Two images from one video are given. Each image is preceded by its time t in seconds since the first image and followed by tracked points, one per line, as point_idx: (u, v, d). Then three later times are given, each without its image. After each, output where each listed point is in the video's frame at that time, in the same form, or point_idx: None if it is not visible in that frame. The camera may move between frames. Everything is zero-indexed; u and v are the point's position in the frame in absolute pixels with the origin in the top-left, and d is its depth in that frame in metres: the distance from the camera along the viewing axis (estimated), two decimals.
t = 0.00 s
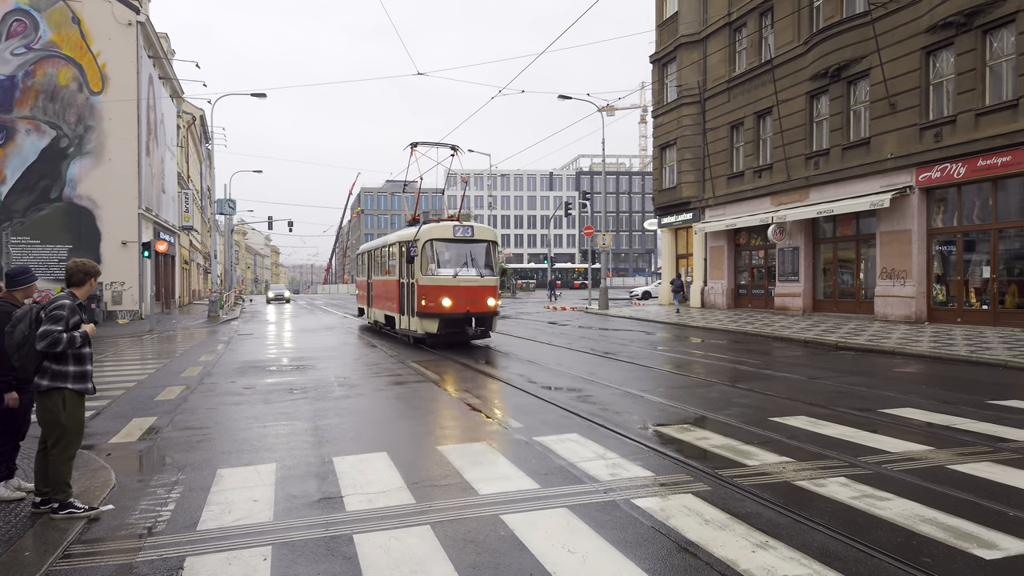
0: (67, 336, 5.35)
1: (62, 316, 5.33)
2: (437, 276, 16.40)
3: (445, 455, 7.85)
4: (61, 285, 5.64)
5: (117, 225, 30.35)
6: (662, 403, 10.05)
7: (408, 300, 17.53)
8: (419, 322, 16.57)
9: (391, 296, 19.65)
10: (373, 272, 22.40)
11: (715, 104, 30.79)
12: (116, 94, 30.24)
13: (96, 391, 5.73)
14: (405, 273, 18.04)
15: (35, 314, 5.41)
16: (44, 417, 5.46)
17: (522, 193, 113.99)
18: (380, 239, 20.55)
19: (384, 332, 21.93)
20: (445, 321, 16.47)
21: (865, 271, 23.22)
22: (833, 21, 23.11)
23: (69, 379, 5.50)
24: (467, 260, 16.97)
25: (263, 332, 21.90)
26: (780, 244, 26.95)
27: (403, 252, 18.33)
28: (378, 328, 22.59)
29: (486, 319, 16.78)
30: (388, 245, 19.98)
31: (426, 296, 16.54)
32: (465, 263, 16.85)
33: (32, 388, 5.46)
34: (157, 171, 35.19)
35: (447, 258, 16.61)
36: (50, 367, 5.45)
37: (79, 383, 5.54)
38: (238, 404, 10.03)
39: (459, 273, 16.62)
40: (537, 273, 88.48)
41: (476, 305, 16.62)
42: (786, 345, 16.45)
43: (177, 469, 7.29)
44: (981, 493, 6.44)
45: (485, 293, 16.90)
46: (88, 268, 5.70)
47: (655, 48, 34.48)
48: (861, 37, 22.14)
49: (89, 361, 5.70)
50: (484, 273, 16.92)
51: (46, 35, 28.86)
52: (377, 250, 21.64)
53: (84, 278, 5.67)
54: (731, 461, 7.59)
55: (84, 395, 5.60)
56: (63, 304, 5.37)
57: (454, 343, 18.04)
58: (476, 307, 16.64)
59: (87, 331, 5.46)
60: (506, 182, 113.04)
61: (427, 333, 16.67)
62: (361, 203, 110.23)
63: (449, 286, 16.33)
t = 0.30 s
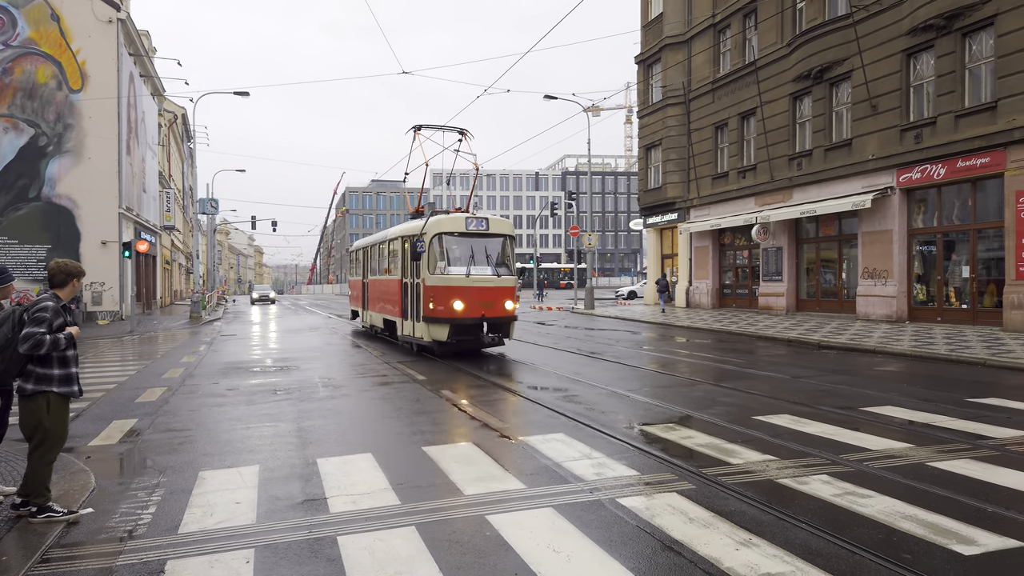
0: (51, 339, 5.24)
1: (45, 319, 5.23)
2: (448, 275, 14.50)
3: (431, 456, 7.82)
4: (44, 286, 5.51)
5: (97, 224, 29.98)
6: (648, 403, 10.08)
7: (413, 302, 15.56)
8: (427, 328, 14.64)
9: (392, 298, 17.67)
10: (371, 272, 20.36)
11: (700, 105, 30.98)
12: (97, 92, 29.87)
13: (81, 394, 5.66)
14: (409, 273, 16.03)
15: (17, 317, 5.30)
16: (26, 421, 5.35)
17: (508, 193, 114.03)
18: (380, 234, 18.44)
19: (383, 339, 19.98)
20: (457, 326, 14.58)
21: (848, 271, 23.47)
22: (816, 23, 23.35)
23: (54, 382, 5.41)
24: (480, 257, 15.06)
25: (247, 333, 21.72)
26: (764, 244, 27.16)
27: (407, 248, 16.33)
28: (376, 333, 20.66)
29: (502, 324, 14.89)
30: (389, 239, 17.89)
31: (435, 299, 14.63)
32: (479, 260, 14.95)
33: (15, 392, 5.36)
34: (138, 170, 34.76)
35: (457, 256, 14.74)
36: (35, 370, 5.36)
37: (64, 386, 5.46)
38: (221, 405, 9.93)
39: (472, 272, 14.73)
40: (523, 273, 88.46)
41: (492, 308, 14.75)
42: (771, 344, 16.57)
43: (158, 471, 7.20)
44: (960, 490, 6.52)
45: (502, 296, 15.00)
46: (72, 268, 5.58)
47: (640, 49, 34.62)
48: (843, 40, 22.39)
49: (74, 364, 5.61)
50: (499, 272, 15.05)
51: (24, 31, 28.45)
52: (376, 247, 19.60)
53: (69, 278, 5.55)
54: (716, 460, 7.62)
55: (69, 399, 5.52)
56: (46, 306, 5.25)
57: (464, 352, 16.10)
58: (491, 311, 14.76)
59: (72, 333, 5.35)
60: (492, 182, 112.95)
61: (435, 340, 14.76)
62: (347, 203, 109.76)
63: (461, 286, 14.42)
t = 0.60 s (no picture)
0: (25, 340, 5.13)
1: (19, 320, 5.14)
2: (463, 275, 12.21)
3: (410, 457, 7.79)
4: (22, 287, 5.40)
5: (71, 223, 29.55)
6: (629, 403, 10.12)
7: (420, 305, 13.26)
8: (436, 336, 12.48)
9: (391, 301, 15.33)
10: (365, 271, 17.92)
11: (680, 106, 31.20)
12: (71, 89, 29.41)
13: (59, 397, 5.55)
14: (415, 272, 13.65)
15: None
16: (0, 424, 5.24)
17: (491, 194, 113.98)
18: (377, 227, 16.16)
19: (379, 348, 17.68)
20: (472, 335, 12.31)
21: (826, 272, 23.75)
22: (795, 26, 23.60)
23: (29, 384, 5.30)
24: (499, 254, 12.79)
25: (225, 334, 21.48)
26: (744, 245, 27.40)
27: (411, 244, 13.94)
28: (372, 340, 18.31)
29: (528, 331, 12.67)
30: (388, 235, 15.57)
31: (447, 303, 12.36)
32: (497, 257, 12.68)
33: None
34: (113, 168, 34.25)
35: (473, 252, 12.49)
36: (9, 372, 5.23)
37: (40, 389, 5.35)
38: (198, 406, 9.81)
39: (491, 271, 12.44)
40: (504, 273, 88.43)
41: (514, 314, 12.51)
42: (750, 344, 16.71)
43: (134, 474, 7.10)
44: (934, 487, 6.62)
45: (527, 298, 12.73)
46: (50, 269, 5.47)
47: (621, 50, 34.76)
48: (822, 43, 22.66)
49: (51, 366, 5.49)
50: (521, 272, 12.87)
51: None
52: (372, 242, 17.17)
53: (47, 279, 5.43)
54: (695, 459, 7.67)
55: (44, 402, 5.41)
56: (21, 307, 5.16)
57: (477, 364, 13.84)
58: (513, 317, 12.51)
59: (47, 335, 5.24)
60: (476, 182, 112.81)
61: (446, 351, 12.48)
62: (328, 203, 108.99)
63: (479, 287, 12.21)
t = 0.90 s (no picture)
0: None
1: None
2: (479, 274, 10.41)
3: (378, 458, 7.71)
4: None
5: (25, 221, 28.62)
6: (598, 403, 10.16)
7: (426, 308, 11.40)
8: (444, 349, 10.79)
9: (384, 304, 13.37)
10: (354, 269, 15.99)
11: (649, 108, 31.53)
12: (26, 83, 28.48)
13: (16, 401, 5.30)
14: (417, 271, 11.76)
15: None
16: None
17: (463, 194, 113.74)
18: (370, 218, 14.15)
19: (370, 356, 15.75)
20: (489, 345, 10.50)
21: (791, 272, 24.22)
22: (761, 31, 24.00)
23: None
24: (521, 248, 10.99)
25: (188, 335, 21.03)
26: (711, 245, 27.78)
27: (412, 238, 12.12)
28: (358, 347, 16.24)
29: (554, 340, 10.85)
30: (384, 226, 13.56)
31: (459, 308, 10.58)
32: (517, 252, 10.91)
33: None
34: (71, 165, 33.27)
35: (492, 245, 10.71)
36: None
37: None
38: (159, 410, 9.58)
39: (511, 269, 10.67)
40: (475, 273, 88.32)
41: (538, 319, 10.68)
42: (718, 343, 16.93)
43: (91, 479, 6.90)
44: (893, 482, 6.78)
45: (555, 301, 10.89)
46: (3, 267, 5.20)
47: (591, 52, 34.99)
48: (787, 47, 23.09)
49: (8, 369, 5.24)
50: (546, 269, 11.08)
51: None
52: (361, 235, 15.14)
53: None
54: (662, 457, 7.74)
55: None
56: None
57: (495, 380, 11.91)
58: (538, 324, 10.69)
59: None
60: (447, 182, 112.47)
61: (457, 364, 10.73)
62: (296, 201, 107.43)
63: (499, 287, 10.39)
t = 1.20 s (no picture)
0: None
1: None
2: (500, 271, 8.41)
3: (327, 461, 7.57)
4: None
5: None
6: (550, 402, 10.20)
7: (430, 313, 9.37)
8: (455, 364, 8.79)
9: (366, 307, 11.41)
10: (327, 267, 13.95)
11: (602, 109, 31.84)
12: None
13: None
14: (415, 267, 9.75)
15: None
16: None
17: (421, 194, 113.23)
18: (351, 204, 12.16)
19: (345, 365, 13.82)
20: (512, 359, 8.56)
21: (739, 272, 24.73)
22: (710, 35, 24.48)
23: None
24: (549, 239, 9.01)
25: (127, 336, 20.32)
26: (663, 245, 28.20)
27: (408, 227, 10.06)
28: (332, 356, 14.31)
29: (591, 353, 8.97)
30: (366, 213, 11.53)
31: (474, 313, 8.60)
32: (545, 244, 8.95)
33: None
34: None
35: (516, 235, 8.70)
36: None
37: None
38: (96, 414, 9.23)
39: (540, 265, 8.67)
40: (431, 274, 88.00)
41: (571, 328, 8.78)
42: (668, 342, 17.19)
43: (22, 486, 6.59)
44: (835, 475, 6.98)
45: (591, 306, 9.03)
46: None
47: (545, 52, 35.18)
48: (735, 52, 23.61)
49: None
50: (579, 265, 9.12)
51: None
52: (337, 226, 13.13)
53: None
54: (613, 454, 7.80)
55: None
56: None
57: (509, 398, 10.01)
58: (571, 333, 8.80)
59: None
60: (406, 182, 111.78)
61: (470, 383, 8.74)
62: (243, 199, 104.80)
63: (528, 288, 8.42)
